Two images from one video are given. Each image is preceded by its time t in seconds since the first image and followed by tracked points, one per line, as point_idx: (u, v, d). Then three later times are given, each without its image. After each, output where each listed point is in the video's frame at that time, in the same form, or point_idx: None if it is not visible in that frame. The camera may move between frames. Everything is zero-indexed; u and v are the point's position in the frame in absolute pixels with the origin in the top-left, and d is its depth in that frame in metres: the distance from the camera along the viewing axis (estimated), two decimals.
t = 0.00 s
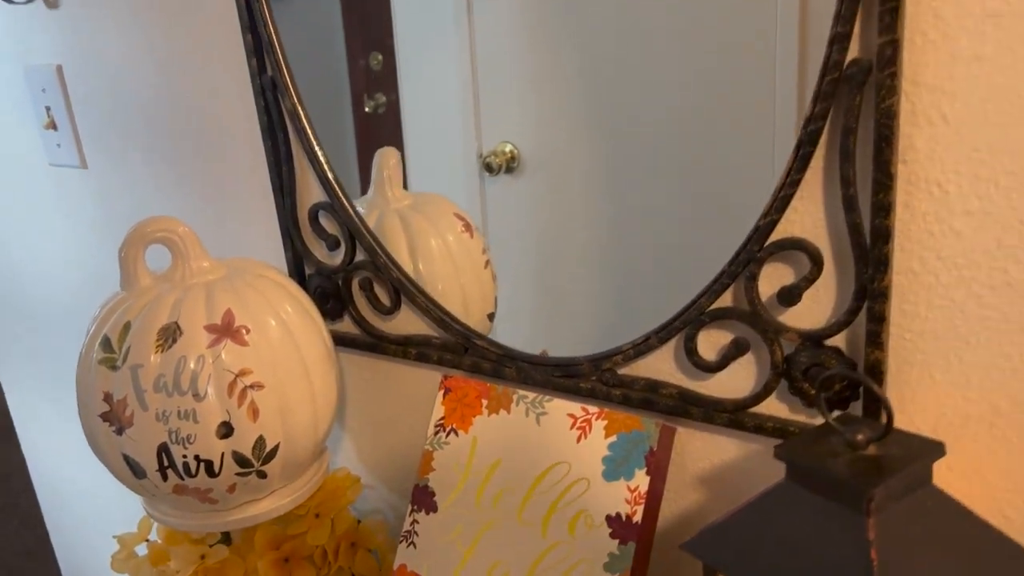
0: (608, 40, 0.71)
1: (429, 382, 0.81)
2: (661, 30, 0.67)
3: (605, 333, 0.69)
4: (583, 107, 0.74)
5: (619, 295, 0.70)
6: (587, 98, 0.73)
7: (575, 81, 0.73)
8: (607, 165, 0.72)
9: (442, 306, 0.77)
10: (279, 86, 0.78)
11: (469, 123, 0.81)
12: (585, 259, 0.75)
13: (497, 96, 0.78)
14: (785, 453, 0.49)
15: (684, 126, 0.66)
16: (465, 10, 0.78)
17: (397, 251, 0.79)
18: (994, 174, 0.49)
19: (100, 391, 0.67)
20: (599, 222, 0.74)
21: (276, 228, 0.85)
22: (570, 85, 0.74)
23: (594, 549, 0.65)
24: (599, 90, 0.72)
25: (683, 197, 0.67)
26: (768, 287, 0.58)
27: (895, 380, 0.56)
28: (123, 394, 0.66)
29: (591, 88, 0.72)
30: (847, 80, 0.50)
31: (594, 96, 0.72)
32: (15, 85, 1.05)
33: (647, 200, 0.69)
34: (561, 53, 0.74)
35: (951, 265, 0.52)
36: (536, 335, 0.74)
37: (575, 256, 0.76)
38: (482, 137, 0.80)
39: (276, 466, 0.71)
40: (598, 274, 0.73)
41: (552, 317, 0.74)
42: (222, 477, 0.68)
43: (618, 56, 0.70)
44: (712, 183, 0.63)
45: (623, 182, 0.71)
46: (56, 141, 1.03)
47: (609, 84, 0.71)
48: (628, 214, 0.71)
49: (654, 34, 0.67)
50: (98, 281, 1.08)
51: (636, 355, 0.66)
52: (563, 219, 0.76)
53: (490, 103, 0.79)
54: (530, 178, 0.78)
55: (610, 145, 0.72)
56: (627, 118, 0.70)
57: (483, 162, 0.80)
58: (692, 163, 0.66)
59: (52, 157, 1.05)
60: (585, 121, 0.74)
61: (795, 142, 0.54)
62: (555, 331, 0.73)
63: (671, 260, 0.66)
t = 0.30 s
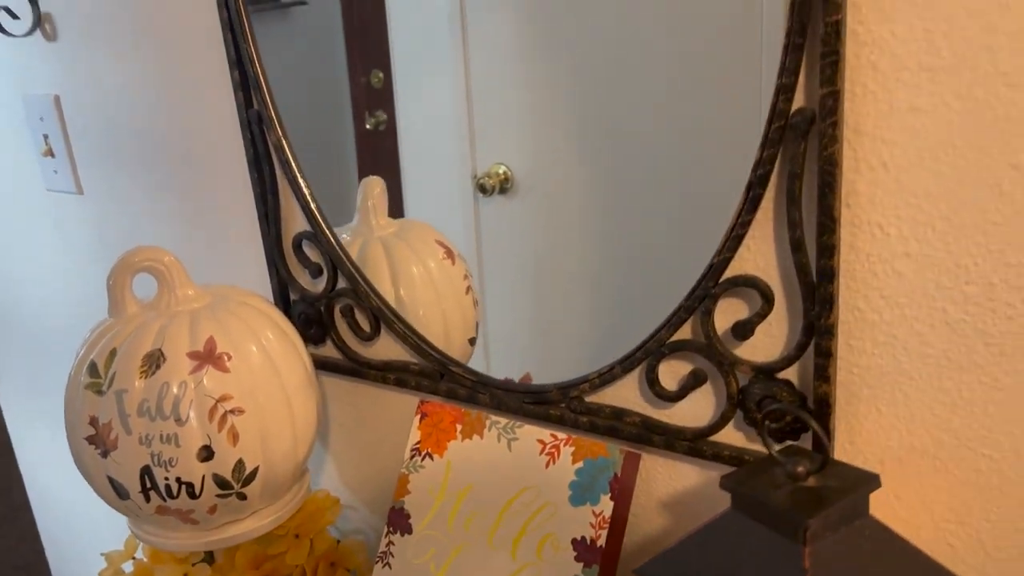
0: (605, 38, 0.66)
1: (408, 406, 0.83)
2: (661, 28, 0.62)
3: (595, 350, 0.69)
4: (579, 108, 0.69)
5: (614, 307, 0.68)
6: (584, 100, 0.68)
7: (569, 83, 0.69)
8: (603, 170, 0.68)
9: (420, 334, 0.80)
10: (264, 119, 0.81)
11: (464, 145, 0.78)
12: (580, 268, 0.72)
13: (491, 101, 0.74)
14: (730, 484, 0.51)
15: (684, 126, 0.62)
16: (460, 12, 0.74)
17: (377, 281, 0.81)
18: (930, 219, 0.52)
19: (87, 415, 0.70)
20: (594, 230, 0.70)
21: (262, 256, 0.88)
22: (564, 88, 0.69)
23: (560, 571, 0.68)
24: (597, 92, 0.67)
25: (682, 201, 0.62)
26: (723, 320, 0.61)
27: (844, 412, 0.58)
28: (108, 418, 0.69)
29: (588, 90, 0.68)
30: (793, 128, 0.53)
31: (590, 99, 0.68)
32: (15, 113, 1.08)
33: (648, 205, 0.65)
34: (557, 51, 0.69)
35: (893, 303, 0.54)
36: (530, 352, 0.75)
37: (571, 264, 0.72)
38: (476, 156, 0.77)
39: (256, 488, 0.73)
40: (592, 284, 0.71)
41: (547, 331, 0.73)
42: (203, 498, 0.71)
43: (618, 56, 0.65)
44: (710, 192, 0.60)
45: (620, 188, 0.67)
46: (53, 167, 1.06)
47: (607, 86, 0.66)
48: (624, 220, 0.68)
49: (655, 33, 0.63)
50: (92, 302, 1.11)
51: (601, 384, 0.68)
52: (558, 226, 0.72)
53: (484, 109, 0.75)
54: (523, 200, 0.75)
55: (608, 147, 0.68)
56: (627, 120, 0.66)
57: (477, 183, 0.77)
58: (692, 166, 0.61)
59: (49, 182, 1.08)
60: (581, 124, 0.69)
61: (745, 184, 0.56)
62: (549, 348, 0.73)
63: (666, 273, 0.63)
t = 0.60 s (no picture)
0: (603, 47, 0.66)
1: (396, 428, 0.86)
2: (662, 28, 0.62)
3: (593, 349, 0.69)
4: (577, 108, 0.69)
5: (611, 306, 0.68)
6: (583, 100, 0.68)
7: (571, 82, 0.68)
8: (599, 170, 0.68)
9: (408, 359, 0.83)
10: (261, 151, 0.85)
11: (463, 170, 0.79)
12: (574, 269, 0.72)
13: (485, 109, 0.75)
14: (691, 509, 0.54)
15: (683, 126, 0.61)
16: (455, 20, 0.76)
17: (368, 306, 0.84)
18: (883, 257, 0.54)
19: (85, 436, 0.73)
20: (587, 231, 0.70)
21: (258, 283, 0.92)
22: (564, 88, 0.69)
23: None
24: (597, 91, 0.67)
25: (679, 201, 0.62)
26: (692, 351, 0.63)
27: (807, 440, 0.61)
28: (106, 439, 0.72)
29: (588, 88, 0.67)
30: (754, 170, 0.56)
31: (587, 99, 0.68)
32: (23, 141, 1.12)
33: (645, 204, 0.65)
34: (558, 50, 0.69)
35: (851, 336, 0.57)
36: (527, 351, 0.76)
37: (566, 272, 0.73)
38: (475, 181, 0.78)
39: (247, 507, 0.76)
40: (589, 283, 0.71)
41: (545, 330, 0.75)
42: (196, 517, 0.73)
43: (619, 53, 0.65)
44: (707, 193, 0.60)
45: (615, 187, 0.67)
46: (59, 194, 1.10)
47: (604, 93, 0.66)
48: (619, 227, 0.68)
49: (655, 32, 0.63)
50: (94, 324, 1.14)
51: (579, 410, 0.70)
52: (551, 228, 0.73)
53: (483, 113, 0.76)
54: (521, 223, 0.76)
55: (605, 147, 0.68)
56: (624, 120, 0.66)
57: (475, 206, 0.78)
58: (682, 171, 0.61)
59: (54, 208, 1.12)
60: (579, 123, 0.69)
61: (709, 223, 0.59)
62: (546, 347, 0.74)
63: (659, 273, 0.64)
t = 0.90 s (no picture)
0: (599, 63, 0.66)
1: (389, 448, 0.88)
2: (655, 39, 0.62)
3: (593, 349, 0.70)
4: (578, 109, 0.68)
5: (610, 306, 0.68)
6: (585, 102, 0.68)
7: (567, 99, 0.69)
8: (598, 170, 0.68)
9: (401, 381, 0.85)
10: (260, 177, 0.87)
11: (466, 188, 0.79)
12: (571, 269, 0.72)
13: (486, 113, 0.76)
14: (666, 530, 0.56)
15: (678, 131, 0.61)
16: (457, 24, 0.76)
17: (363, 328, 0.87)
18: (854, 288, 0.56)
19: (86, 454, 0.75)
20: (584, 232, 0.70)
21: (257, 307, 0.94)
22: (562, 100, 0.69)
23: None
24: (598, 92, 0.67)
25: (674, 199, 0.62)
26: (672, 376, 0.65)
27: (782, 464, 0.63)
28: (106, 456, 0.74)
29: (590, 89, 0.67)
30: (729, 204, 0.58)
31: (589, 101, 0.67)
32: (32, 165, 1.15)
33: (642, 204, 0.65)
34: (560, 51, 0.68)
35: (824, 364, 0.59)
36: (526, 351, 0.77)
37: (563, 289, 0.73)
38: (476, 202, 0.79)
39: (242, 525, 0.78)
40: (587, 282, 0.71)
41: (546, 329, 0.75)
42: (192, 534, 0.75)
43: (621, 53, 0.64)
44: (686, 207, 0.61)
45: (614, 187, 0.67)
46: (66, 216, 1.13)
47: (599, 110, 0.67)
48: (610, 242, 0.68)
49: (650, 42, 0.63)
50: (97, 343, 1.17)
51: (565, 432, 0.72)
52: (549, 229, 0.73)
53: (484, 116, 0.76)
54: (520, 243, 0.76)
55: (604, 147, 0.67)
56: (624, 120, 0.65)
57: (476, 226, 0.79)
58: (665, 186, 0.63)
59: (61, 229, 1.14)
60: (578, 125, 0.69)
61: (687, 254, 0.61)
62: (547, 347, 0.75)
63: (656, 272, 0.64)
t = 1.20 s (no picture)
0: (600, 76, 0.66)
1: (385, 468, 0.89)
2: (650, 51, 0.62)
3: (593, 359, 0.69)
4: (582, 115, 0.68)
5: (610, 314, 0.68)
6: (590, 107, 0.67)
7: (568, 113, 0.68)
8: (600, 177, 0.67)
9: (396, 402, 0.86)
10: (261, 201, 0.89)
11: (467, 206, 0.79)
12: (573, 278, 0.71)
13: (487, 120, 0.75)
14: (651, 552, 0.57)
15: (673, 143, 0.61)
16: (460, 29, 0.75)
17: (359, 349, 0.88)
18: (836, 316, 0.58)
19: (85, 472, 0.76)
20: (585, 247, 0.70)
21: (257, 330, 0.96)
22: (564, 114, 0.69)
23: None
24: (602, 98, 0.66)
25: (674, 208, 0.62)
26: (661, 400, 0.66)
27: (769, 488, 0.63)
28: (105, 475, 0.75)
29: (595, 94, 0.66)
30: (715, 232, 0.59)
31: (594, 107, 0.67)
32: (37, 185, 1.17)
33: (642, 211, 0.64)
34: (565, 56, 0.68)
35: (808, 390, 0.60)
36: (527, 362, 0.76)
37: (564, 305, 0.72)
38: (478, 220, 0.78)
39: (238, 543, 0.79)
40: (589, 291, 0.70)
41: (547, 339, 0.74)
42: (189, 552, 0.76)
43: (626, 59, 0.64)
44: (676, 219, 0.62)
45: (616, 194, 0.67)
46: (70, 236, 1.15)
47: (599, 124, 0.67)
48: (609, 256, 0.68)
49: (648, 54, 0.62)
50: (100, 361, 1.18)
51: (556, 454, 0.73)
52: (550, 245, 0.72)
53: (486, 124, 0.75)
54: (522, 263, 0.75)
55: (606, 153, 0.67)
56: (628, 126, 0.65)
57: (478, 246, 0.78)
58: (660, 197, 0.63)
59: (66, 249, 1.16)
60: (580, 131, 0.68)
61: (674, 280, 0.62)
62: (548, 364, 0.74)
63: (655, 280, 0.64)
